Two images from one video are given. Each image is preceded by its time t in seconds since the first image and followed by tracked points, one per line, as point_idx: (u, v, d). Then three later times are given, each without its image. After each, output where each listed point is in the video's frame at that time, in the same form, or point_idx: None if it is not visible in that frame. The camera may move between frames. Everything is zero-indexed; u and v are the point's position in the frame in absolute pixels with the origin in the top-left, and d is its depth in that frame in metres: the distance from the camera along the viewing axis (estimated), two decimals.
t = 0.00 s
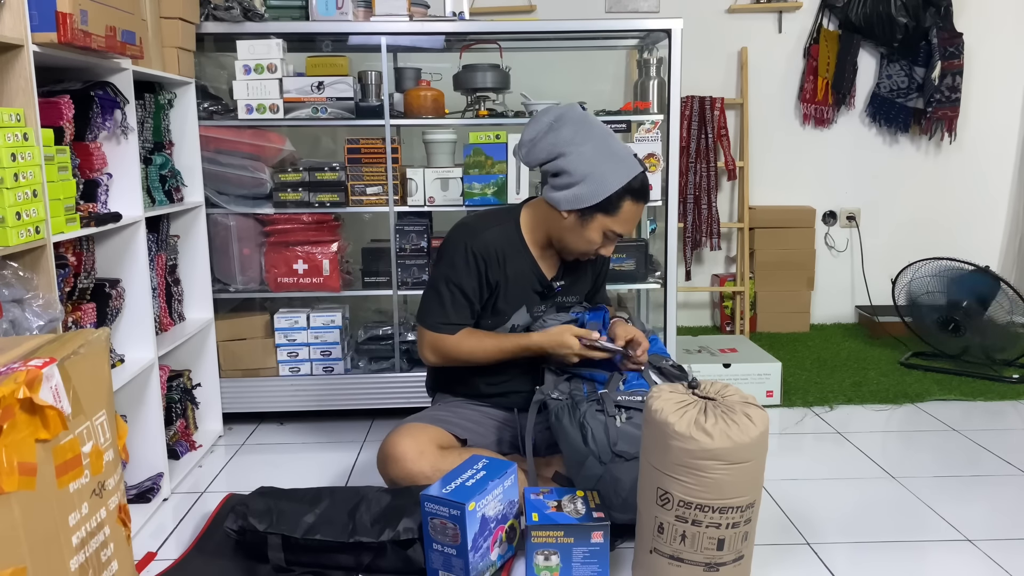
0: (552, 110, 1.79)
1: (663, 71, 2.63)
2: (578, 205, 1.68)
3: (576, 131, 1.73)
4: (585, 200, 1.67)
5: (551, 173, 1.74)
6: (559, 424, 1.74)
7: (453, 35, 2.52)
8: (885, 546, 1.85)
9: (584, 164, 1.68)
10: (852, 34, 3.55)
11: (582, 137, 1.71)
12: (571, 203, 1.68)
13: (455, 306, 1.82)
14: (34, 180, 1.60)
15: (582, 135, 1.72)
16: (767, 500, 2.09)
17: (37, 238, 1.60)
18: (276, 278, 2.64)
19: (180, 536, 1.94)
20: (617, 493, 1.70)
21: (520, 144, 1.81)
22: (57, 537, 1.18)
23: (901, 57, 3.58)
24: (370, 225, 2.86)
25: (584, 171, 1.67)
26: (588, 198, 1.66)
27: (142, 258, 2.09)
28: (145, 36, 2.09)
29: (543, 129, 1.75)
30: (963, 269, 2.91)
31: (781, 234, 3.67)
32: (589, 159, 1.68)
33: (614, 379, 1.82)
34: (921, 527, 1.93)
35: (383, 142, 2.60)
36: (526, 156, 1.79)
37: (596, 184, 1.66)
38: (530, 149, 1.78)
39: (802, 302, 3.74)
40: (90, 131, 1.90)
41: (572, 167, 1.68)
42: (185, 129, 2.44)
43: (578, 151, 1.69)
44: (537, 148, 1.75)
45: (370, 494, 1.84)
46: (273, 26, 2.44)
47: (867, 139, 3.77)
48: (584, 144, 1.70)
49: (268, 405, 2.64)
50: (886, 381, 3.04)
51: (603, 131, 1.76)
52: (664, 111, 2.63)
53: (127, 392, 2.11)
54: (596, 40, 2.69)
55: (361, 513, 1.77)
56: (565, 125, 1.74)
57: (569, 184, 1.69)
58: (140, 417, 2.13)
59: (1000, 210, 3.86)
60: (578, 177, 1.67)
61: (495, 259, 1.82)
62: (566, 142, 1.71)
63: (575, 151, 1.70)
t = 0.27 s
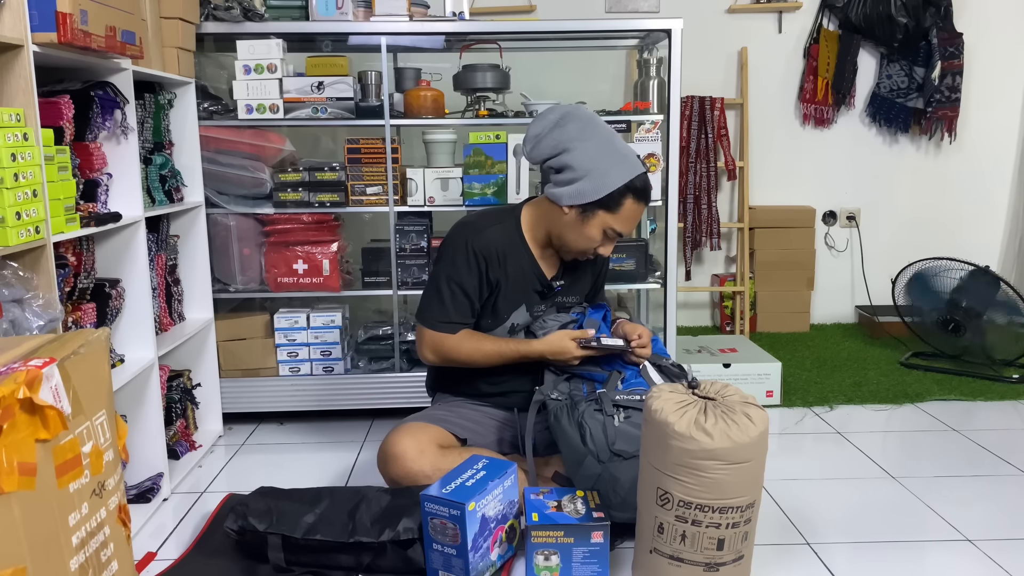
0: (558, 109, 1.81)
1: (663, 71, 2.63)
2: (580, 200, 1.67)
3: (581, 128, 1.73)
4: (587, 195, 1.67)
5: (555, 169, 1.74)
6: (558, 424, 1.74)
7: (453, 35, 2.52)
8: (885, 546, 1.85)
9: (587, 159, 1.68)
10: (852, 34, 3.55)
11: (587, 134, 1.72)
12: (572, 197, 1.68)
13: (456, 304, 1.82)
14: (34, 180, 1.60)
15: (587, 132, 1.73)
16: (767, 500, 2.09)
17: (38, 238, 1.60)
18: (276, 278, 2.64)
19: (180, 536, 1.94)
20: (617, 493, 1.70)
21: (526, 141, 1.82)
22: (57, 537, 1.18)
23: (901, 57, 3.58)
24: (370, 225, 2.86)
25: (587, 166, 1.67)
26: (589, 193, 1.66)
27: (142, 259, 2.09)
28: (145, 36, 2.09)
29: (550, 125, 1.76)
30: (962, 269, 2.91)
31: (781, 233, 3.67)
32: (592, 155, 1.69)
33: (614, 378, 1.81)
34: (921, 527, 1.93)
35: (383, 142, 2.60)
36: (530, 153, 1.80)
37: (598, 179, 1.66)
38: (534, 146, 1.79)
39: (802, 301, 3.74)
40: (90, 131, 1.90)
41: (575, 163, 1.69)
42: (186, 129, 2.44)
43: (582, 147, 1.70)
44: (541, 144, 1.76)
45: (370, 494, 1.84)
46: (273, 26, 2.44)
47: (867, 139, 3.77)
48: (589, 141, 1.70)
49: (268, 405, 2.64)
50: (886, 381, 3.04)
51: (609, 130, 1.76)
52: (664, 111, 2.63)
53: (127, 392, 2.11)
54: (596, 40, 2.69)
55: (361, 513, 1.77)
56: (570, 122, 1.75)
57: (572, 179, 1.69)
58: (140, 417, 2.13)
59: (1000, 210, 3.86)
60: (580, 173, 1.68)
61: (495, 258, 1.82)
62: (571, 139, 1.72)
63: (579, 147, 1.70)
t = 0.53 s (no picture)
0: (561, 110, 1.81)
1: (663, 71, 2.63)
2: (580, 201, 1.67)
3: (583, 129, 1.73)
4: (588, 196, 1.66)
5: (556, 170, 1.74)
6: (559, 423, 1.74)
7: (453, 36, 2.52)
8: (884, 546, 1.85)
9: (589, 161, 1.68)
10: (852, 34, 3.55)
11: (589, 135, 1.72)
12: (573, 198, 1.68)
13: (457, 304, 1.82)
14: (34, 180, 1.60)
15: (589, 134, 1.73)
16: (767, 500, 2.09)
17: (37, 238, 1.60)
18: (276, 278, 2.64)
19: (180, 536, 1.94)
20: (617, 492, 1.70)
21: (528, 141, 1.82)
22: (57, 537, 1.18)
23: (901, 57, 3.58)
24: (370, 225, 2.86)
25: (588, 168, 1.67)
26: (590, 194, 1.66)
27: (142, 259, 2.09)
28: (145, 36, 2.09)
29: (552, 126, 1.76)
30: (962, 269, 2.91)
31: (781, 233, 3.67)
32: (594, 156, 1.69)
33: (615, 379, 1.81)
34: (921, 527, 1.93)
35: (383, 143, 2.60)
36: (532, 154, 1.80)
37: (600, 180, 1.66)
38: (536, 146, 1.78)
39: (802, 301, 3.74)
40: (90, 131, 1.91)
41: (577, 164, 1.69)
42: (186, 129, 2.44)
43: (584, 148, 1.70)
44: (543, 144, 1.76)
45: (370, 494, 1.84)
46: (274, 26, 2.44)
47: (867, 140, 3.77)
48: (591, 142, 1.70)
49: (268, 405, 2.64)
50: (886, 381, 3.04)
51: (612, 131, 1.76)
52: (664, 111, 2.63)
53: (127, 392, 2.11)
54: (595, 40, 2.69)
55: (361, 513, 1.77)
56: (573, 123, 1.75)
57: (573, 180, 1.69)
58: (140, 417, 2.13)
59: (1000, 210, 3.86)
60: (582, 174, 1.68)
61: (496, 258, 1.82)
62: (573, 140, 1.72)
63: (581, 148, 1.70)
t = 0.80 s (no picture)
0: (558, 110, 1.81)
1: (663, 71, 2.63)
2: (579, 200, 1.67)
3: (580, 129, 1.73)
4: (586, 195, 1.66)
5: (554, 170, 1.74)
6: (559, 423, 1.74)
7: (453, 36, 2.52)
8: (884, 546, 1.85)
9: (586, 160, 1.68)
10: (852, 34, 3.55)
11: (586, 135, 1.72)
12: (571, 198, 1.68)
13: (456, 304, 1.82)
14: (34, 180, 1.60)
15: (586, 133, 1.73)
16: (766, 500, 2.09)
17: (37, 238, 1.60)
18: (276, 278, 2.64)
19: (180, 536, 1.94)
20: (617, 493, 1.70)
21: (524, 141, 1.82)
22: (57, 537, 1.18)
23: (901, 57, 3.58)
24: (370, 225, 2.86)
25: (586, 167, 1.67)
26: (588, 193, 1.66)
27: (142, 259, 2.09)
28: (145, 36, 2.09)
29: (548, 127, 1.77)
30: (962, 269, 2.91)
31: (781, 233, 3.67)
32: (591, 156, 1.69)
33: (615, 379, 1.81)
34: (921, 527, 1.93)
35: (383, 143, 2.60)
36: (530, 154, 1.80)
37: (597, 180, 1.66)
38: (533, 146, 1.79)
39: (802, 301, 3.74)
40: (90, 131, 1.91)
41: (575, 163, 1.69)
42: (186, 129, 2.44)
43: (582, 148, 1.70)
44: (540, 145, 1.76)
45: (370, 494, 1.84)
46: (274, 26, 2.44)
47: (867, 140, 3.77)
48: (588, 142, 1.70)
49: (268, 405, 2.64)
50: (886, 381, 3.04)
51: (609, 131, 1.76)
52: (664, 111, 2.63)
53: (127, 392, 2.11)
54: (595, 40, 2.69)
55: (361, 513, 1.77)
56: (570, 123, 1.75)
57: (571, 180, 1.69)
58: (140, 417, 2.13)
59: (1000, 210, 3.86)
60: (579, 174, 1.68)
61: (495, 258, 1.82)
62: (570, 140, 1.72)
63: (579, 148, 1.70)
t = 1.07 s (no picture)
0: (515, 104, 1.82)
1: (663, 71, 2.63)
2: (552, 187, 1.68)
3: (536, 117, 1.74)
4: (557, 180, 1.67)
5: (524, 162, 1.76)
6: (563, 422, 1.75)
7: (453, 35, 2.52)
8: (884, 546, 1.85)
9: (549, 147, 1.69)
10: (852, 34, 3.55)
11: (543, 121, 1.72)
12: (544, 187, 1.69)
13: (450, 309, 1.82)
14: (34, 180, 1.60)
15: (544, 119, 1.73)
16: (767, 500, 2.09)
17: (37, 238, 1.60)
18: (276, 278, 2.64)
19: (180, 536, 1.94)
20: (619, 492, 1.69)
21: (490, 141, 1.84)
22: (57, 537, 1.18)
23: (901, 57, 3.58)
24: (370, 225, 2.85)
25: (551, 155, 1.68)
26: (558, 177, 1.67)
27: (142, 259, 2.09)
28: (145, 36, 2.09)
29: (509, 123, 1.77)
30: (963, 269, 2.91)
31: (781, 233, 3.67)
32: (552, 141, 1.69)
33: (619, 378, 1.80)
34: (921, 527, 1.93)
35: (383, 142, 2.60)
36: (499, 152, 1.82)
37: (563, 163, 1.67)
38: (500, 145, 1.80)
39: (802, 301, 3.74)
40: (90, 131, 1.90)
41: (539, 153, 1.70)
42: (186, 129, 2.44)
43: (542, 136, 1.71)
44: (505, 142, 1.78)
45: (370, 494, 1.84)
46: (274, 26, 2.44)
47: (866, 140, 3.77)
48: (546, 128, 1.71)
49: (268, 405, 2.64)
50: (886, 381, 3.04)
51: (566, 110, 1.76)
52: (664, 111, 2.63)
53: (127, 392, 2.11)
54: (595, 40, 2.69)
55: (361, 512, 1.77)
56: (525, 113, 1.75)
57: (540, 168, 1.70)
58: (140, 417, 2.13)
59: (999, 210, 3.86)
60: (546, 162, 1.69)
61: (486, 260, 1.82)
62: (530, 131, 1.73)
63: (540, 137, 1.71)
